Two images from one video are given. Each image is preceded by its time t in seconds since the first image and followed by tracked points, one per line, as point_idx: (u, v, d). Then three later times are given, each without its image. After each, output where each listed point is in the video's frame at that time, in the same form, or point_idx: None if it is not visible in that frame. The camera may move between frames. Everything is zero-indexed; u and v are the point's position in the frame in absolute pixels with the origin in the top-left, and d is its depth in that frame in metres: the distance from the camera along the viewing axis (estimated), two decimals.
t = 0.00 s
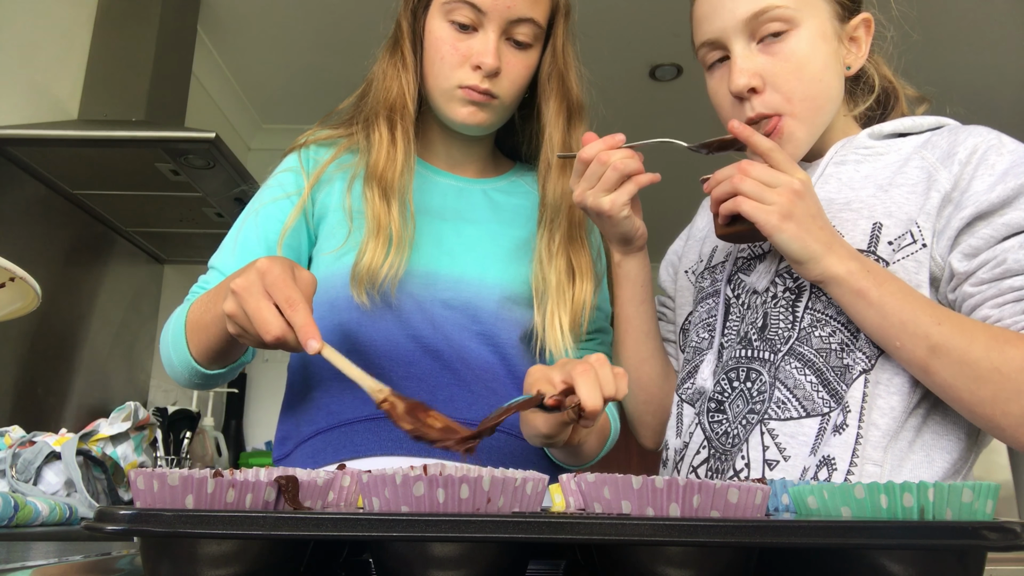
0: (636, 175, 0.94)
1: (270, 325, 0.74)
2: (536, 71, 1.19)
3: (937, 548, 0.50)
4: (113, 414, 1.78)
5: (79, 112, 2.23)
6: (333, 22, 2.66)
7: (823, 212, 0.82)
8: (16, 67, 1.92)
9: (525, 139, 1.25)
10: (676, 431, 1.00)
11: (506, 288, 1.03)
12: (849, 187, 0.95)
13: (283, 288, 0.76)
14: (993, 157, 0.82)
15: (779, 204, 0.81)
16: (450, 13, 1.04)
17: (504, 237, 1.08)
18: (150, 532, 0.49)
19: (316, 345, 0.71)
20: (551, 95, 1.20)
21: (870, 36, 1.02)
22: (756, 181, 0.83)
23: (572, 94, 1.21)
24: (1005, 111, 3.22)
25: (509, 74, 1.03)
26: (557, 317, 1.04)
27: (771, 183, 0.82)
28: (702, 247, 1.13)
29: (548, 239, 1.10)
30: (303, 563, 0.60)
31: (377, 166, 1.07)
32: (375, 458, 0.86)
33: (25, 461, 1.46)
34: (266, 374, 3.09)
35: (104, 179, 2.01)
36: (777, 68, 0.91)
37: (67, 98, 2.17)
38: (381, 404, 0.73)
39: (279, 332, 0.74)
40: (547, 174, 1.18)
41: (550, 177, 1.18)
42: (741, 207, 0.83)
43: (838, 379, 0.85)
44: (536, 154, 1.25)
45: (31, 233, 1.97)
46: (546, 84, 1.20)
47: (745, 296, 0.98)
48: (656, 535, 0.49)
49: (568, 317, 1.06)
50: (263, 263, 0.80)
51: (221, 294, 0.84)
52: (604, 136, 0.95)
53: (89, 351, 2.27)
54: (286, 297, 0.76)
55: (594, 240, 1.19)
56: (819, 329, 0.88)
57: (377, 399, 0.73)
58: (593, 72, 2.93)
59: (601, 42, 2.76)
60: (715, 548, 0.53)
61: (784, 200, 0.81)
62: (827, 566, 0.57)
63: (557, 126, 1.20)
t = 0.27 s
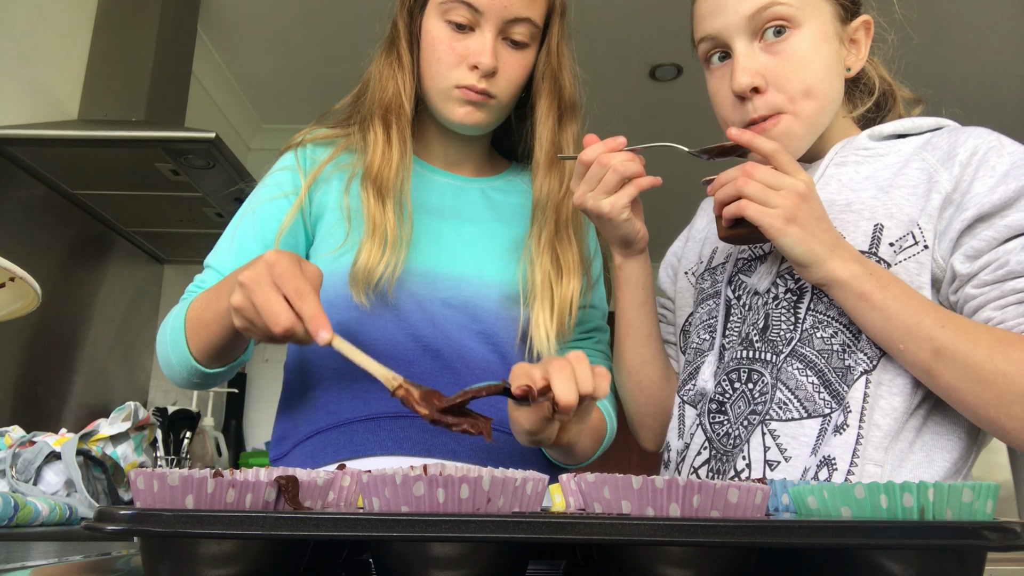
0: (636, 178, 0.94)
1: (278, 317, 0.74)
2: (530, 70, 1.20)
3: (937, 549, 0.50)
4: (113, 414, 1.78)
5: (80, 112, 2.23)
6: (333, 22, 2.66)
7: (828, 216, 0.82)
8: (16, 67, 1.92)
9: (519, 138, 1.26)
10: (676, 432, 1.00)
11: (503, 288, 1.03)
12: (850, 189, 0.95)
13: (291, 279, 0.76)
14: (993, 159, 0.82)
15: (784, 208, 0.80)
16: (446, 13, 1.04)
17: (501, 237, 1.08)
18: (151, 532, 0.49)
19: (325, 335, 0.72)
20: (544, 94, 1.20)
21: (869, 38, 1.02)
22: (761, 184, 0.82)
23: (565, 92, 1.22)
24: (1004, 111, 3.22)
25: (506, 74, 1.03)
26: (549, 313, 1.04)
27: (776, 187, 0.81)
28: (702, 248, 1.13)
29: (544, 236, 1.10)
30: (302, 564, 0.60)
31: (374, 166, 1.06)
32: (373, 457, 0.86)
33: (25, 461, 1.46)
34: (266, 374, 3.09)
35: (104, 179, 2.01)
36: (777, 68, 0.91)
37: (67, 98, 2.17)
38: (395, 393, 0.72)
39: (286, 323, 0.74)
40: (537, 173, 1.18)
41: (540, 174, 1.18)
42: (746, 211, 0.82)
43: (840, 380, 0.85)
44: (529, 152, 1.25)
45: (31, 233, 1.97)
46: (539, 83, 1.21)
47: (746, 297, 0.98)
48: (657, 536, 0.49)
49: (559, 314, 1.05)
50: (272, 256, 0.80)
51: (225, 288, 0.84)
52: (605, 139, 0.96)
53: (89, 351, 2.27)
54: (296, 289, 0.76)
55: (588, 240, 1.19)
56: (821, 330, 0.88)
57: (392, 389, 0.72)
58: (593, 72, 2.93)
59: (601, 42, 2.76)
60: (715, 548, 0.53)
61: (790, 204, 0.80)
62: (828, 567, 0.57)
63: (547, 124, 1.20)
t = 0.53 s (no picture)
0: (633, 182, 0.94)
1: (273, 316, 0.74)
2: (530, 71, 1.19)
3: (936, 548, 0.49)
4: (113, 414, 1.78)
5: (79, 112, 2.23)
6: (333, 23, 2.67)
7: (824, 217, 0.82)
8: (16, 67, 1.92)
9: (518, 139, 1.26)
10: (677, 434, 1.00)
11: (501, 288, 1.03)
12: (847, 189, 0.95)
13: (288, 280, 0.77)
14: (988, 158, 0.82)
15: (779, 211, 0.80)
16: (446, 14, 1.04)
17: (499, 237, 1.08)
18: (150, 532, 0.49)
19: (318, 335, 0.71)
20: (545, 95, 1.20)
21: (866, 39, 1.02)
22: (755, 188, 0.83)
23: (565, 93, 1.22)
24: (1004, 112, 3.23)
25: (505, 75, 1.03)
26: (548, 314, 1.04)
27: (771, 190, 0.82)
28: (701, 249, 1.13)
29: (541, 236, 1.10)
30: (302, 564, 0.60)
31: (370, 166, 1.06)
32: (373, 457, 0.86)
33: (25, 461, 1.46)
34: (266, 374, 3.09)
35: (104, 179, 2.01)
36: (775, 68, 0.91)
37: (67, 98, 2.17)
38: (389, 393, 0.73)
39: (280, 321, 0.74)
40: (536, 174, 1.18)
41: (541, 175, 1.18)
42: (741, 215, 0.82)
43: (838, 381, 0.85)
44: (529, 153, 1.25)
45: (31, 233, 1.97)
46: (539, 84, 1.20)
47: (744, 299, 0.98)
48: (656, 535, 0.49)
49: (556, 315, 1.05)
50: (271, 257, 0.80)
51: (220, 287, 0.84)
52: (602, 144, 0.95)
53: (89, 351, 2.27)
54: (291, 290, 0.76)
55: (586, 241, 1.19)
56: (819, 330, 0.88)
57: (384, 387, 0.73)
58: (593, 73, 2.93)
59: (601, 43, 2.76)
60: (715, 548, 0.53)
61: (784, 206, 0.80)
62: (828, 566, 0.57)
63: (547, 125, 1.20)
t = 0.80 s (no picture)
0: (628, 186, 0.94)
1: (272, 322, 0.74)
2: (529, 71, 1.19)
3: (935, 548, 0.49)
4: (113, 414, 1.78)
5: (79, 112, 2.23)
6: (333, 22, 2.66)
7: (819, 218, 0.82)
8: (16, 66, 1.92)
9: (518, 139, 1.25)
10: (676, 436, 1.00)
11: (501, 289, 1.03)
12: (843, 190, 0.95)
13: (289, 287, 0.77)
14: (985, 156, 0.82)
15: (774, 214, 0.80)
16: (443, 15, 1.04)
17: (498, 238, 1.08)
18: (149, 532, 0.49)
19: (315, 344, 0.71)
20: (544, 95, 1.20)
21: (862, 39, 1.02)
22: (749, 192, 0.83)
23: (564, 93, 1.22)
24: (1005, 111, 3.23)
25: (503, 76, 1.03)
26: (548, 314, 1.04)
27: (765, 193, 0.82)
28: (699, 251, 1.13)
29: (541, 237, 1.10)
30: (303, 564, 0.60)
31: (370, 167, 1.06)
32: (372, 458, 0.86)
33: (25, 461, 1.46)
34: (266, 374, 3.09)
35: (104, 179, 2.01)
36: (771, 68, 0.91)
37: (67, 98, 2.17)
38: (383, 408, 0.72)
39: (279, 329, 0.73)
40: (536, 175, 1.18)
41: (542, 176, 1.18)
42: (737, 219, 0.82)
43: (836, 382, 0.85)
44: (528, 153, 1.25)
45: (31, 233, 1.97)
46: (539, 84, 1.20)
47: (743, 300, 0.98)
48: (656, 535, 0.49)
49: (560, 314, 1.06)
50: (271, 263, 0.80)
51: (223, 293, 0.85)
52: (597, 148, 0.96)
53: (89, 351, 2.27)
54: (291, 297, 0.76)
55: (588, 241, 1.19)
56: (817, 332, 0.88)
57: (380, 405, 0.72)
58: (593, 72, 2.93)
59: (601, 43, 2.76)
60: (714, 547, 0.53)
61: (779, 210, 0.80)
62: (828, 567, 0.57)
63: (548, 126, 1.20)
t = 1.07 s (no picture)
0: (625, 195, 0.93)
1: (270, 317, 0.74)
2: (528, 72, 1.18)
3: (936, 548, 0.50)
4: (113, 414, 1.78)
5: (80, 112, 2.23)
6: (333, 22, 2.66)
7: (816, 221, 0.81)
8: (16, 66, 1.92)
9: (516, 140, 1.25)
10: (675, 437, 1.00)
11: (499, 289, 1.03)
12: (841, 192, 0.95)
13: (286, 281, 0.77)
14: (982, 157, 0.83)
15: (773, 219, 0.79)
16: (442, 15, 1.04)
17: (497, 239, 1.08)
18: (150, 532, 0.49)
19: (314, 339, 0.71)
20: (543, 98, 1.20)
21: (860, 41, 1.02)
22: (747, 197, 0.81)
23: (563, 95, 1.21)
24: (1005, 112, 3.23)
25: (502, 77, 1.03)
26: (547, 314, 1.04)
27: (762, 198, 0.80)
28: (697, 253, 1.13)
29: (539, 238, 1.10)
30: (303, 564, 0.60)
31: (368, 167, 1.06)
32: (371, 458, 0.86)
33: (25, 461, 1.46)
34: (266, 374, 3.09)
35: (104, 179, 2.01)
36: (770, 70, 0.91)
37: (67, 98, 2.17)
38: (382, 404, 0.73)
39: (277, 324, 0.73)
40: (535, 177, 1.18)
41: (541, 177, 1.18)
42: (736, 225, 0.80)
43: (835, 382, 0.85)
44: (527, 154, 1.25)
45: (31, 233, 1.97)
46: (537, 86, 1.20)
47: (741, 301, 0.98)
48: (656, 535, 0.49)
49: (559, 315, 1.06)
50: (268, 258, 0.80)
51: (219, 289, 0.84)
52: (597, 152, 0.94)
53: (89, 351, 2.27)
54: (290, 291, 0.76)
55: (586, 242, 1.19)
56: (815, 332, 0.88)
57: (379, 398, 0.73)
58: (594, 73, 2.93)
59: (601, 43, 2.76)
60: (715, 548, 0.53)
61: (778, 214, 0.79)
62: (827, 566, 0.57)
63: (547, 128, 1.20)
